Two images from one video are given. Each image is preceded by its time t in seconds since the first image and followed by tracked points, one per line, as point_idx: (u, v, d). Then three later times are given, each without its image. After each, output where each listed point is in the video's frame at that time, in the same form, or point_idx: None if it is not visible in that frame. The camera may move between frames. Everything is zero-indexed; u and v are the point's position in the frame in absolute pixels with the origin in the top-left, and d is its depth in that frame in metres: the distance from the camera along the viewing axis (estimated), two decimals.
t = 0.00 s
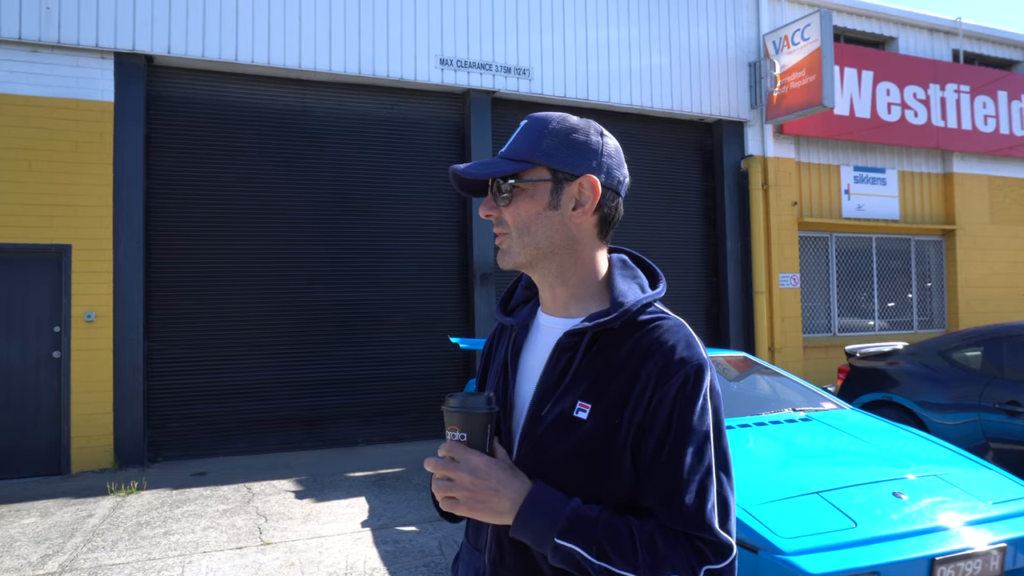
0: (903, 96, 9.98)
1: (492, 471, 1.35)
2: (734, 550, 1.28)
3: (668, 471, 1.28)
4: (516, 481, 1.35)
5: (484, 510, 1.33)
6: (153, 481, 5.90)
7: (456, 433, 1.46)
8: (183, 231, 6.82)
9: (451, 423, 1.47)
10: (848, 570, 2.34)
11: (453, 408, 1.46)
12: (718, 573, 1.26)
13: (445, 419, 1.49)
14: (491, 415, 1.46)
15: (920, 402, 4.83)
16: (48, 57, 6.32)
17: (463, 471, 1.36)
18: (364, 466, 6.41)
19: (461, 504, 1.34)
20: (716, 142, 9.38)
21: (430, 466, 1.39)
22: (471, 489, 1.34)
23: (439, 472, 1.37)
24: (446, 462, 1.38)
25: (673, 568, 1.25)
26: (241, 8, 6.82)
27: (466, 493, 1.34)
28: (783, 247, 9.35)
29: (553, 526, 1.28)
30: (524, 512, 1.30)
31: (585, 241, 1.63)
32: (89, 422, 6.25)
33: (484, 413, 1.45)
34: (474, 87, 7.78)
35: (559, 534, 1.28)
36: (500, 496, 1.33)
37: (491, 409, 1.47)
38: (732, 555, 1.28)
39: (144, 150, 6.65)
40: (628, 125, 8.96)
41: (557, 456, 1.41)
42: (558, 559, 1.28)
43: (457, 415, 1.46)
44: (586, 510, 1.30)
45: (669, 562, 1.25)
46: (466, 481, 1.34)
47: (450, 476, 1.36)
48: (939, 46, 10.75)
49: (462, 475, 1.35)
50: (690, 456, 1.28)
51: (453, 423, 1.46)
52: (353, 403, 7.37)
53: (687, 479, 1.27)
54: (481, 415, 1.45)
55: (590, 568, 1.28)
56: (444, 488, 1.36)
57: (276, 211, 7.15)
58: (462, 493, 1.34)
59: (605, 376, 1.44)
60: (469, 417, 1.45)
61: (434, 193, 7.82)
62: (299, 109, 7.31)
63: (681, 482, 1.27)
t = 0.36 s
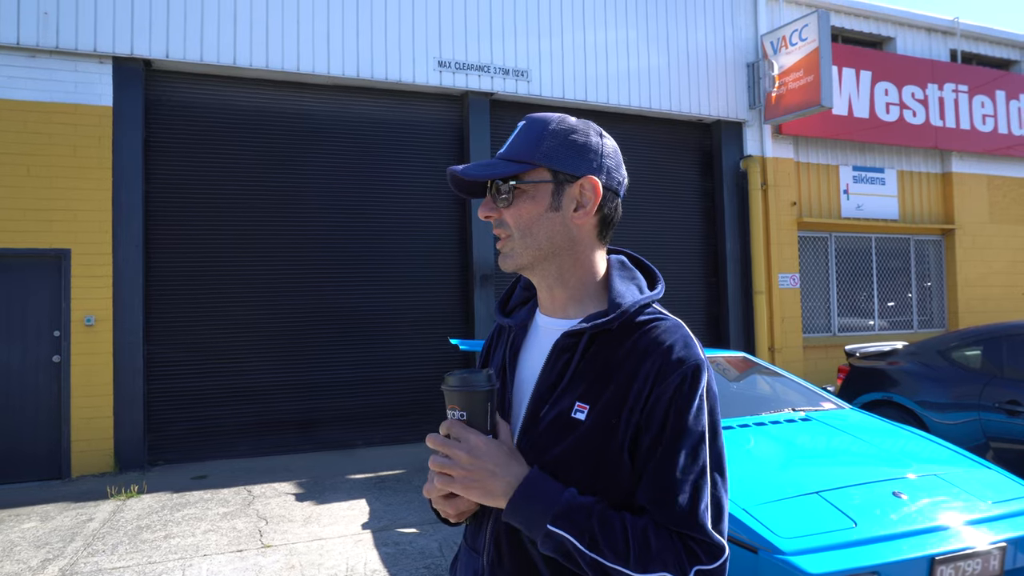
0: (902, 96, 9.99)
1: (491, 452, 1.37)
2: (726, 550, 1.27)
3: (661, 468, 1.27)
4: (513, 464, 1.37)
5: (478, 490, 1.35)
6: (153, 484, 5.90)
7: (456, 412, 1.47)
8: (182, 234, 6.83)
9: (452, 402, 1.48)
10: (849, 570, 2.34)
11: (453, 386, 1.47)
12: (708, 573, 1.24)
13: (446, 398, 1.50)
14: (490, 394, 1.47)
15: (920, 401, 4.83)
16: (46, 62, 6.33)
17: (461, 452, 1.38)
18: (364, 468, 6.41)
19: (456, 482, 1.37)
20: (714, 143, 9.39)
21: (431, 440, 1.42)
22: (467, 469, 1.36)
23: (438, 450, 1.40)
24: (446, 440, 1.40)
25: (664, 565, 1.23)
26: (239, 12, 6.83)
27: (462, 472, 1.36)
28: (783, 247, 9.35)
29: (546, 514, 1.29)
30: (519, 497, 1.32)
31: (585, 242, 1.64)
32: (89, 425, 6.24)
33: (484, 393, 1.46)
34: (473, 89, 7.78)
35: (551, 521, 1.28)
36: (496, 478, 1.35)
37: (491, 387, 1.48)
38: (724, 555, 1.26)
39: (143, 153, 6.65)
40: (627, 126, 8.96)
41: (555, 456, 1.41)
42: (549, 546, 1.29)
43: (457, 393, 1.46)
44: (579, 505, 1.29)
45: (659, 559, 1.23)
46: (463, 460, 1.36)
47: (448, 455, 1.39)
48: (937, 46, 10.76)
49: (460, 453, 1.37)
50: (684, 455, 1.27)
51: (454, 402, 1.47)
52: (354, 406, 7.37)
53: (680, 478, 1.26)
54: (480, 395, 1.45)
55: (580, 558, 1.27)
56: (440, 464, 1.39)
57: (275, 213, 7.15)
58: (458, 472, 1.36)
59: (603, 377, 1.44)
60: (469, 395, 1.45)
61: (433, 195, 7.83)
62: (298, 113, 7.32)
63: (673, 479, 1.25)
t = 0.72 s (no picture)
0: (905, 93, 9.96)
1: (485, 442, 1.39)
2: (718, 539, 1.26)
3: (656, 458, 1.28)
4: (507, 452, 1.38)
5: (473, 479, 1.38)
6: (155, 478, 5.92)
7: (456, 403, 1.48)
8: (184, 229, 6.84)
9: (453, 393, 1.49)
10: (847, 566, 2.35)
11: (454, 378, 1.47)
12: (698, 562, 1.24)
13: (448, 389, 1.50)
14: (491, 383, 1.47)
15: (921, 399, 4.82)
16: (49, 57, 6.33)
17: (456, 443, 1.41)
18: (365, 464, 6.43)
19: (453, 472, 1.41)
20: (717, 140, 9.38)
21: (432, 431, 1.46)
22: (462, 459, 1.39)
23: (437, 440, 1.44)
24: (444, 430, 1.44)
25: (654, 554, 1.23)
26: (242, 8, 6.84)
27: (458, 462, 1.40)
28: (785, 244, 9.34)
29: (534, 503, 1.30)
30: (508, 485, 1.33)
31: (591, 238, 1.65)
32: (91, 419, 6.27)
33: (484, 385, 1.46)
34: (476, 85, 7.78)
35: (539, 511, 1.29)
36: (489, 467, 1.37)
37: (491, 377, 1.48)
38: (716, 544, 1.26)
39: (146, 148, 6.67)
40: (629, 123, 8.95)
41: (553, 447, 1.42)
42: (539, 535, 1.29)
43: (459, 385, 1.46)
44: (571, 494, 1.30)
45: (650, 547, 1.23)
46: (458, 450, 1.40)
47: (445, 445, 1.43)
48: (941, 44, 10.72)
49: (455, 443, 1.40)
50: (677, 444, 1.27)
51: (455, 394, 1.48)
52: (355, 401, 7.39)
53: (674, 467, 1.26)
54: (480, 386, 1.46)
55: (570, 548, 1.27)
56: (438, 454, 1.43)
57: (277, 208, 7.17)
58: (454, 462, 1.40)
59: (601, 369, 1.45)
60: (470, 386, 1.46)
61: (435, 191, 7.83)
62: (300, 108, 7.32)
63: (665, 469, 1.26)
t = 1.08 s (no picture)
0: (902, 92, 9.98)
1: (492, 430, 1.36)
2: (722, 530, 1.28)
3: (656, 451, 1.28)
4: (512, 442, 1.36)
5: (477, 467, 1.34)
6: (152, 475, 5.92)
7: (457, 387, 1.43)
8: (181, 225, 6.83)
9: (452, 376, 1.45)
10: (841, 563, 2.36)
11: (454, 360, 1.43)
12: (705, 553, 1.25)
13: (446, 372, 1.47)
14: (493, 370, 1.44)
15: (916, 397, 4.84)
16: (46, 52, 6.31)
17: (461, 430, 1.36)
18: (362, 460, 6.43)
19: (453, 459, 1.36)
20: (715, 138, 9.39)
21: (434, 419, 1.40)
22: (466, 446, 1.35)
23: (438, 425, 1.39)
24: (445, 415, 1.39)
25: (662, 546, 1.24)
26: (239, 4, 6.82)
27: (460, 449, 1.35)
28: (782, 242, 9.36)
29: (545, 493, 1.28)
30: (517, 474, 1.31)
31: (587, 233, 1.68)
32: (88, 415, 6.27)
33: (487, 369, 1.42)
34: (474, 82, 7.77)
35: (551, 500, 1.27)
36: (495, 456, 1.34)
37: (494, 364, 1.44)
38: (720, 535, 1.27)
39: (143, 144, 6.65)
40: (627, 121, 8.96)
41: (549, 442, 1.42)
42: (548, 528, 1.27)
43: (459, 367, 1.43)
44: (580, 485, 1.30)
45: (658, 539, 1.24)
46: (462, 436, 1.35)
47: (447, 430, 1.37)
48: (938, 43, 10.75)
49: (459, 429, 1.36)
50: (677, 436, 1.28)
51: (455, 377, 1.43)
52: (352, 398, 7.39)
53: (675, 460, 1.26)
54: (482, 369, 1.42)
55: (581, 539, 1.26)
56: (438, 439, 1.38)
57: (275, 205, 7.16)
58: (456, 449, 1.35)
59: (596, 365, 1.45)
60: (471, 370, 1.42)
61: (433, 189, 7.83)
62: (298, 105, 7.31)
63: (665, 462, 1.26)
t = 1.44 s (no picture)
0: (909, 87, 9.93)
1: (543, 460, 1.27)
2: (761, 511, 1.36)
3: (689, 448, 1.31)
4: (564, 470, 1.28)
5: (540, 503, 1.23)
6: (160, 471, 5.96)
7: (483, 420, 1.31)
8: (188, 223, 6.85)
9: (472, 411, 1.33)
10: (849, 559, 2.36)
11: (469, 392, 1.33)
12: (751, 535, 1.33)
13: (461, 407, 1.35)
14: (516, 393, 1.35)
15: (923, 394, 4.82)
16: (53, 51, 6.33)
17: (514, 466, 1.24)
18: (368, 457, 6.46)
19: (513, 500, 1.23)
20: (720, 134, 9.36)
21: (474, 459, 1.25)
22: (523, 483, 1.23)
23: (483, 467, 1.25)
24: (487, 455, 1.26)
25: (717, 537, 1.29)
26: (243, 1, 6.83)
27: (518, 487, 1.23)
28: (788, 239, 9.34)
29: (614, 513, 1.24)
30: (584, 502, 1.24)
31: (594, 230, 1.70)
32: (97, 412, 6.31)
33: (506, 397, 1.32)
34: (479, 80, 7.77)
35: (622, 519, 1.24)
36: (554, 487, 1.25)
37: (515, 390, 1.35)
38: (759, 517, 1.35)
39: (150, 143, 6.68)
40: (632, 117, 8.94)
41: (560, 441, 1.43)
42: (618, 549, 1.24)
43: (474, 399, 1.32)
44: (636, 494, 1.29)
45: (711, 533, 1.29)
46: (517, 473, 1.24)
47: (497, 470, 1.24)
48: (945, 37, 10.69)
49: (514, 466, 1.24)
50: (705, 431, 1.31)
51: (476, 411, 1.32)
52: (358, 395, 7.42)
53: (708, 454, 1.30)
54: (501, 398, 1.31)
55: (654, 554, 1.25)
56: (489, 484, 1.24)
57: (281, 202, 7.18)
58: (513, 488, 1.23)
59: (605, 361, 1.46)
60: (489, 401, 1.31)
61: (438, 186, 7.84)
62: (303, 103, 7.33)
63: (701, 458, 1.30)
